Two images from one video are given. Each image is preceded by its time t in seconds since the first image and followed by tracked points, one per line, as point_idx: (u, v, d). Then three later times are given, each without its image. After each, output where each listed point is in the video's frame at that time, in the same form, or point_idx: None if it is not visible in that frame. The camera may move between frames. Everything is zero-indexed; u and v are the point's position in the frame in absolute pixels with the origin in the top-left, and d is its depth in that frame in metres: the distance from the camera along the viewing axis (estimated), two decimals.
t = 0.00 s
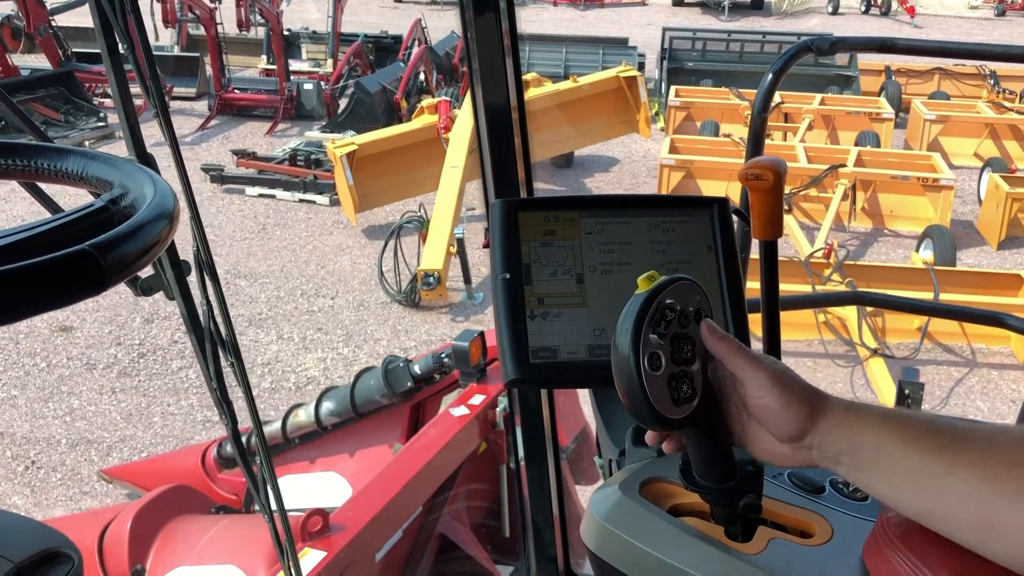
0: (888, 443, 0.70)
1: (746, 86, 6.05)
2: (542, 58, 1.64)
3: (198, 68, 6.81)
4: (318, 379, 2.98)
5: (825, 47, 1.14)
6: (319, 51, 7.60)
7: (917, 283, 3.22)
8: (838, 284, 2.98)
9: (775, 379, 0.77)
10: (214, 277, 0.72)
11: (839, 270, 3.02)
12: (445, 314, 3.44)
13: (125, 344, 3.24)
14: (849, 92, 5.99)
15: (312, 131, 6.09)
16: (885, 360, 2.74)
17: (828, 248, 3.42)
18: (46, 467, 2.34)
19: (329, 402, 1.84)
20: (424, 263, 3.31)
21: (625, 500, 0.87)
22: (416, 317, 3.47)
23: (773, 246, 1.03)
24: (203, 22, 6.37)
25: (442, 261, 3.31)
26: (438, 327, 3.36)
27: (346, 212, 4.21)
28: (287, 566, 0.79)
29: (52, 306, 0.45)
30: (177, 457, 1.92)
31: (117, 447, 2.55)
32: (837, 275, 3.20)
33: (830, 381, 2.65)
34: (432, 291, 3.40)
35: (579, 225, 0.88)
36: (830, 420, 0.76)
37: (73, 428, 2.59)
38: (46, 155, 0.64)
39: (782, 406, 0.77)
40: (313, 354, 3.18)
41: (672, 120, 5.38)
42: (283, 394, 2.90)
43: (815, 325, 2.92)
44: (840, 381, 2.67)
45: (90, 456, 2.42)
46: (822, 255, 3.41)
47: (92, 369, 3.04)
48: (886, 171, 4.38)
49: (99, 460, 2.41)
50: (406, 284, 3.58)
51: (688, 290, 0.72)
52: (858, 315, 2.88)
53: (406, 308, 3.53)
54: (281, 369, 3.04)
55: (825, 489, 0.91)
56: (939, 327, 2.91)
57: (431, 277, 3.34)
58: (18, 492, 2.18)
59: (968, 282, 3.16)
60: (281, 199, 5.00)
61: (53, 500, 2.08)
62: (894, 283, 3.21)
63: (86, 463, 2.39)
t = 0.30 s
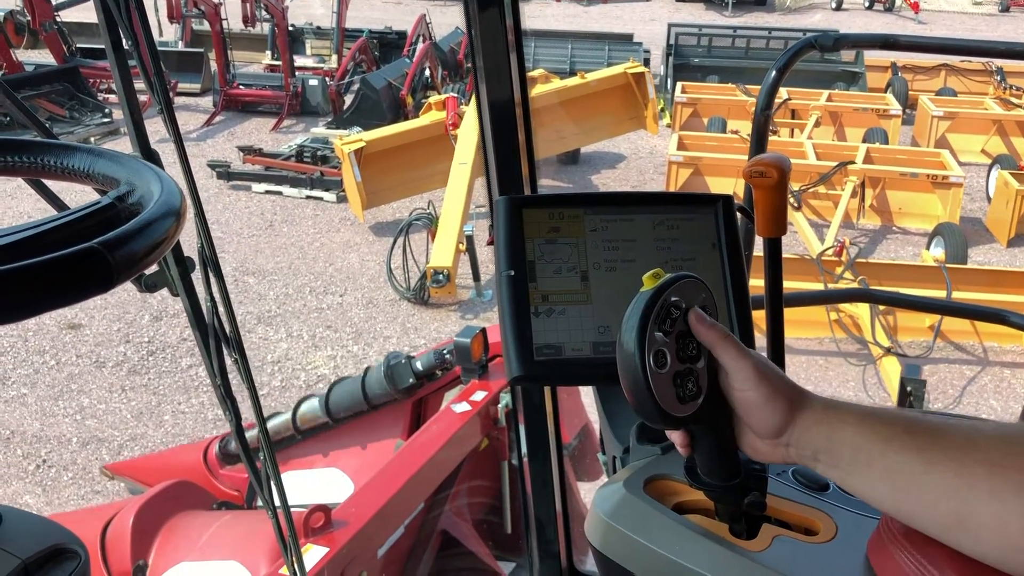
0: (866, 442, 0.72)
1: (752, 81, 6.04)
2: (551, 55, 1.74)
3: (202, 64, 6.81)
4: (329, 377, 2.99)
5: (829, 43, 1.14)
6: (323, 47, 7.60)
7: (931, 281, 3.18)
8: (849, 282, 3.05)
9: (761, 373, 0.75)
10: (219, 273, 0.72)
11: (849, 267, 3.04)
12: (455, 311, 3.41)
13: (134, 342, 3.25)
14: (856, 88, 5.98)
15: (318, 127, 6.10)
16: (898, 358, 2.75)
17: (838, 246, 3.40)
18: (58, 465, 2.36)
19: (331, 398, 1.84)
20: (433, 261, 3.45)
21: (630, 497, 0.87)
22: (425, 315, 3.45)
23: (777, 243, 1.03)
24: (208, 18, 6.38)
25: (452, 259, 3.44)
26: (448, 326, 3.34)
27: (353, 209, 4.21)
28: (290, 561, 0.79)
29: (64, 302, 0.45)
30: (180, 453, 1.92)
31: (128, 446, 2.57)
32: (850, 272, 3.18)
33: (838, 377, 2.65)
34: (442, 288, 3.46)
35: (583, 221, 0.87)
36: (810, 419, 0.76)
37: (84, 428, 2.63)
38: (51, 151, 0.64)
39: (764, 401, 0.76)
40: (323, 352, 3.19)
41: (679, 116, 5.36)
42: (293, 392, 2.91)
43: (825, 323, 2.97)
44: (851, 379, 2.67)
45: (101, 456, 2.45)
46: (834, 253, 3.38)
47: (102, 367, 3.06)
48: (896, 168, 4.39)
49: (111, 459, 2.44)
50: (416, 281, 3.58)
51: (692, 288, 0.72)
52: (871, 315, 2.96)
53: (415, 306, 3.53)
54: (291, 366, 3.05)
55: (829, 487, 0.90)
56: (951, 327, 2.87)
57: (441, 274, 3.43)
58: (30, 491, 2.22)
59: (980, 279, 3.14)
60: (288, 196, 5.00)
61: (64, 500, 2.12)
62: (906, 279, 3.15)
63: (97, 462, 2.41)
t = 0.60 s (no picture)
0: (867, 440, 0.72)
1: (758, 79, 6.02)
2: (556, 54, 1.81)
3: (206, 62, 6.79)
4: (338, 376, 2.99)
5: (831, 39, 1.14)
6: (327, 44, 7.59)
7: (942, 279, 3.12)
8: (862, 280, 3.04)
9: (764, 366, 0.74)
10: (218, 269, 0.71)
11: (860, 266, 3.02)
12: (464, 310, 3.39)
13: (143, 341, 3.25)
14: (862, 86, 5.97)
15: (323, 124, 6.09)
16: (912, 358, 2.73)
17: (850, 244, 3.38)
18: (67, 465, 2.35)
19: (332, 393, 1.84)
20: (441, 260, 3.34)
21: (630, 493, 0.87)
22: (434, 314, 3.45)
23: (778, 240, 1.03)
24: (212, 14, 6.35)
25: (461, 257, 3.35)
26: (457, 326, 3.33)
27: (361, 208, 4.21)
28: (291, 558, 0.78)
29: (63, 296, 0.45)
30: (181, 448, 1.93)
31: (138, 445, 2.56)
32: (861, 272, 3.18)
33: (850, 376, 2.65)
34: (450, 288, 3.37)
35: (584, 217, 0.87)
36: (812, 416, 0.76)
37: (93, 427, 2.62)
38: (50, 146, 0.64)
39: (766, 396, 0.76)
40: (332, 351, 3.18)
41: (685, 114, 5.35)
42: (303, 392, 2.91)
43: (836, 322, 2.98)
44: (863, 379, 2.67)
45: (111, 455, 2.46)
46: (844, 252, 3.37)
47: (110, 367, 3.06)
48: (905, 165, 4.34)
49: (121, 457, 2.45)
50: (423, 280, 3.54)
51: (694, 283, 0.72)
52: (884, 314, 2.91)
53: (424, 304, 3.49)
54: (300, 366, 3.05)
55: (832, 484, 0.90)
56: (961, 325, 2.88)
57: (450, 273, 3.33)
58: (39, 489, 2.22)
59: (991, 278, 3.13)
60: (294, 194, 4.99)
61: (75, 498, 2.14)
62: (918, 279, 3.13)
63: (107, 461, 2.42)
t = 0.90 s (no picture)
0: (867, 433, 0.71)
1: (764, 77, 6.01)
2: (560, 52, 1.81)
3: (211, 60, 6.80)
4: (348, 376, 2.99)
5: (833, 36, 1.13)
6: (331, 42, 7.59)
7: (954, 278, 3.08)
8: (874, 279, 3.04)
9: (765, 360, 0.74)
10: (220, 266, 0.72)
11: (873, 265, 3.00)
12: (473, 310, 3.41)
13: (152, 341, 3.25)
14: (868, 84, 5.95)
15: (328, 123, 6.08)
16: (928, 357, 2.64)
17: (861, 243, 3.37)
18: (78, 465, 2.35)
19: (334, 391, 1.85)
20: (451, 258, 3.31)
21: (630, 490, 0.87)
22: (443, 314, 3.44)
23: (779, 238, 1.03)
24: (217, 12, 6.33)
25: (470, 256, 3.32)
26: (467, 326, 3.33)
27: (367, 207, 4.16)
28: (294, 555, 0.79)
29: (66, 293, 0.46)
30: (182, 447, 1.93)
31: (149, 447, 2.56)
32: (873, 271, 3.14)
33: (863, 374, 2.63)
34: (459, 287, 3.33)
35: (585, 215, 0.87)
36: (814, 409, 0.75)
37: (104, 428, 2.62)
38: (52, 144, 0.64)
39: (768, 389, 0.75)
40: (342, 351, 3.17)
41: (692, 112, 5.33)
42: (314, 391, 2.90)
43: (848, 321, 3.01)
44: (876, 378, 2.65)
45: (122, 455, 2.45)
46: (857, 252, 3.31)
47: (120, 367, 3.07)
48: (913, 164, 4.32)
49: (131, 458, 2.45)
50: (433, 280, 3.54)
51: (695, 280, 0.72)
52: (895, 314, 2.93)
53: (434, 304, 3.51)
54: (310, 365, 3.04)
55: (831, 480, 0.90)
56: (973, 325, 2.89)
57: (459, 273, 3.30)
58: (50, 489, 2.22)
59: (1002, 277, 3.11)
60: (301, 193, 4.99)
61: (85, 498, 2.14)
62: (929, 276, 3.12)
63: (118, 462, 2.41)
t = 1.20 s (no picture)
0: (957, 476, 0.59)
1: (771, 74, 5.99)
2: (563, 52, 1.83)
3: (217, 57, 6.81)
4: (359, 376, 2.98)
5: (837, 34, 1.13)
6: (336, 39, 7.61)
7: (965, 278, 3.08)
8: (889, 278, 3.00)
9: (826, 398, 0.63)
10: (225, 265, 0.72)
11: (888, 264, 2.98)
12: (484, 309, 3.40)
13: (162, 340, 3.25)
14: (875, 81, 5.94)
15: (335, 121, 6.08)
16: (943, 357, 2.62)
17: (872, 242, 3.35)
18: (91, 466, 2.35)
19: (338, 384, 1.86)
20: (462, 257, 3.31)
21: (635, 488, 0.87)
22: (454, 313, 3.43)
23: (784, 235, 1.03)
24: (222, 9, 6.34)
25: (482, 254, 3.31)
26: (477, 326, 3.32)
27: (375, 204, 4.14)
28: (297, 551, 0.79)
29: (74, 293, 0.46)
30: (185, 442, 1.95)
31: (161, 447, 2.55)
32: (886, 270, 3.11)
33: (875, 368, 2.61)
34: (470, 286, 3.35)
35: (590, 213, 0.87)
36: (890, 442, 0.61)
37: (116, 427, 2.62)
38: (59, 143, 0.65)
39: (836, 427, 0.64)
40: (353, 350, 3.16)
41: (699, 109, 5.31)
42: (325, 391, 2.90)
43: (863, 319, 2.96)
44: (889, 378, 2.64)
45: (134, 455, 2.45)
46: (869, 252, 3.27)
47: (131, 366, 3.07)
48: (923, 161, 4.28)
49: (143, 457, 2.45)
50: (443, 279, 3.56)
51: (701, 279, 0.71)
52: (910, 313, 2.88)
53: (445, 302, 3.52)
54: (322, 365, 3.04)
55: (837, 479, 0.90)
56: (988, 324, 2.88)
57: (470, 272, 3.33)
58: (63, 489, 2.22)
59: (1015, 275, 3.09)
60: (309, 191, 4.99)
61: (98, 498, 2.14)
62: (940, 277, 3.12)
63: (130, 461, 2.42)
